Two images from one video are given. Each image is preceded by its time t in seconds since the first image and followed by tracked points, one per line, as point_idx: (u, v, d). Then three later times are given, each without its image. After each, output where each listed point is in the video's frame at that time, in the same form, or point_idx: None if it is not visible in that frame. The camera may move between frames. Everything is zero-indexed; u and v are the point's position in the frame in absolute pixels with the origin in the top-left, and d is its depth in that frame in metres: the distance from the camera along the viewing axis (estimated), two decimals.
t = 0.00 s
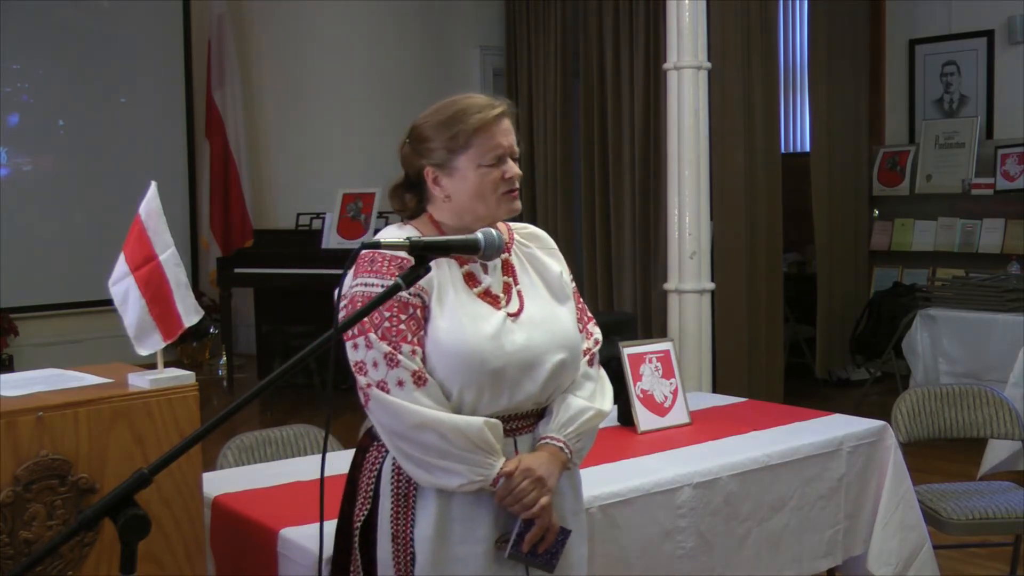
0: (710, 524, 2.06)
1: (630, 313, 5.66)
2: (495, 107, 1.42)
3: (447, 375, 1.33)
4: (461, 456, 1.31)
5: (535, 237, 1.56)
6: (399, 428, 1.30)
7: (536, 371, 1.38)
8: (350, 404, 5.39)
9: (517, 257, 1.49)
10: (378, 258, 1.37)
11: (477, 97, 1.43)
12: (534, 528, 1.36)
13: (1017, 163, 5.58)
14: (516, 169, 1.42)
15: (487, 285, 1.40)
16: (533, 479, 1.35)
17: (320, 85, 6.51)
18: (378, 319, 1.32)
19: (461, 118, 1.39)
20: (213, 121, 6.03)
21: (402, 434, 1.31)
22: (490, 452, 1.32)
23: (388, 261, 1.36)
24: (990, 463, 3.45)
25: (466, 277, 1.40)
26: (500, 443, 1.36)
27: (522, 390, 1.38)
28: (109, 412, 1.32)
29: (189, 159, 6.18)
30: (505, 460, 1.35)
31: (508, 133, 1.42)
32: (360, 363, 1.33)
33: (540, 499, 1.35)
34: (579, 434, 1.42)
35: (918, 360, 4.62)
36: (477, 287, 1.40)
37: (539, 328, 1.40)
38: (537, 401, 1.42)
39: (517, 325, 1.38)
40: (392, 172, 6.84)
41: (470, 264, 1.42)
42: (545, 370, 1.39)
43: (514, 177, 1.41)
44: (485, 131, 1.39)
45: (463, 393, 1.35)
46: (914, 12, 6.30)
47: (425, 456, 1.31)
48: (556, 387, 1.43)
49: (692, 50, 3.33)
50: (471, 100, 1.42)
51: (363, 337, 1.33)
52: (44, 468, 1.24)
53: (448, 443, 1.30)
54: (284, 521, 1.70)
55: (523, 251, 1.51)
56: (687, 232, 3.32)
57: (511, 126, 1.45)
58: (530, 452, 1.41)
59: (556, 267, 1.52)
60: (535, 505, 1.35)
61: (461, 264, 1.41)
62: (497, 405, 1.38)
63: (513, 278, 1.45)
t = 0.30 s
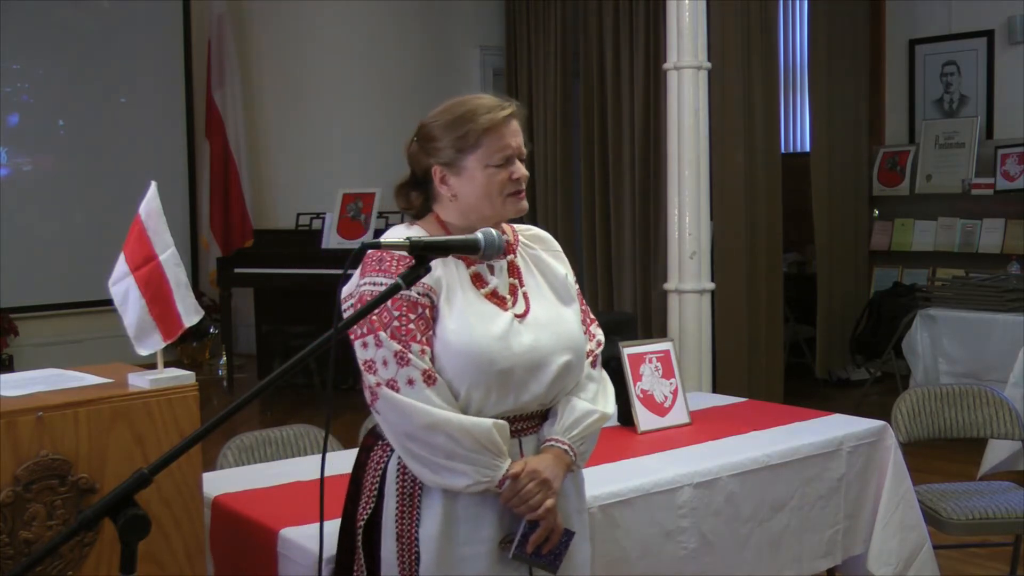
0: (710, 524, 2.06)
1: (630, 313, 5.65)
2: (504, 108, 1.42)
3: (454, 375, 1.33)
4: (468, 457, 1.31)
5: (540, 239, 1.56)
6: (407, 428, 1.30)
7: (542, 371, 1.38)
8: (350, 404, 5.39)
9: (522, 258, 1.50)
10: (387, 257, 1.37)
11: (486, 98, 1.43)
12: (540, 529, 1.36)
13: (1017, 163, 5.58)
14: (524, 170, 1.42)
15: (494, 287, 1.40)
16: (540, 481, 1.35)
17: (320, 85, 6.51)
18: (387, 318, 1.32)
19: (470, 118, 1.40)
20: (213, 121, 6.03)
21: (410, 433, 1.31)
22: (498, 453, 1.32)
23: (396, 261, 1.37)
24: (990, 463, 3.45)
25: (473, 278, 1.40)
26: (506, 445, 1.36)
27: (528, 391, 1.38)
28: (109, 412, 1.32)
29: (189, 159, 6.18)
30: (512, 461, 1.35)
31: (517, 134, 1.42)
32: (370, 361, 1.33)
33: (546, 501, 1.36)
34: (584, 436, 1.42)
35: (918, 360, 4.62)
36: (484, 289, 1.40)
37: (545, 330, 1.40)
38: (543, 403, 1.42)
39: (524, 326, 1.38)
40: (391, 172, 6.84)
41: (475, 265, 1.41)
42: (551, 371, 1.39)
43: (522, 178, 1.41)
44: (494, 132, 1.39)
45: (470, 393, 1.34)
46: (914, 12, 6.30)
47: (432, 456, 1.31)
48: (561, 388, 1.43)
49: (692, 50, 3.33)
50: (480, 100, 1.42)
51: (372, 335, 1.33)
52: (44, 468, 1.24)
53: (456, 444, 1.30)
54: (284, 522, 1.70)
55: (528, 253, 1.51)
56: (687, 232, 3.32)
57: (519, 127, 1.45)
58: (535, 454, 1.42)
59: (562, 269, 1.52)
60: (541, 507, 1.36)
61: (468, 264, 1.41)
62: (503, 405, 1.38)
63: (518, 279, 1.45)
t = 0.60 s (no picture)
0: (710, 525, 2.06)
1: (630, 313, 5.65)
2: (506, 108, 1.42)
3: (457, 373, 1.33)
4: (471, 456, 1.31)
5: (541, 239, 1.56)
6: (409, 426, 1.30)
7: (543, 371, 1.38)
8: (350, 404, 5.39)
9: (524, 258, 1.50)
10: (389, 257, 1.37)
11: (487, 98, 1.43)
12: (542, 529, 1.36)
13: (1017, 163, 5.59)
14: (524, 172, 1.43)
15: (495, 287, 1.40)
16: (541, 481, 1.35)
17: (320, 84, 6.51)
18: (389, 317, 1.33)
19: (471, 118, 1.39)
20: (213, 121, 6.03)
21: (413, 432, 1.31)
22: (500, 452, 1.32)
23: (398, 260, 1.36)
24: (990, 462, 3.45)
25: (474, 277, 1.40)
26: (509, 443, 1.36)
27: (530, 389, 1.38)
28: (109, 412, 1.32)
29: (189, 159, 6.18)
30: (514, 460, 1.35)
31: (518, 135, 1.43)
32: (372, 361, 1.34)
33: (548, 501, 1.36)
34: (586, 436, 1.42)
35: (918, 360, 4.62)
36: (485, 288, 1.40)
37: (547, 329, 1.40)
38: (545, 402, 1.42)
39: (525, 325, 1.38)
40: (391, 172, 6.84)
41: (477, 264, 1.41)
42: (553, 370, 1.39)
43: (521, 180, 1.41)
44: (495, 133, 1.39)
45: (472, 392, 1.34)
46: (913, 12, 6.30)
47: (435, 455, 1.31)
48: (563, 388, 1.43)
49: (692, 50, 3.33)
50: (481, 101, 1.42)
51: (374, 335, 1.33)
52: (44, 468, 1.24)
53: (459, 443, 1.30)
54: (284, 521, 1.70)
55: (529, 252, 1.51)
56: (687, 232, 3.32)
57: (520, 128, 1.45)
58: (537, 453, 1.42)
59: (563, 269, 1.52)
60: (543, 507, 1.35)
61: (469, 264, 1.41)
62: (504, 405, 1.38)
63: (520, 279, 1.45)
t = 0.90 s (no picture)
0: (710, 525, 2.06)
1: (630, 313, 5.65)
2: (510, 111, 1.42)
3: (458, 376, 1.34)
4: (472, 458, 1.31)
5: (542, 241, 1.56)
6: (411, 429, 1.31)
7: (545, 373, 1.38)
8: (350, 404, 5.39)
9: (526, 260, 1.50)
10: (390, 259, 1.37)
11: (492, 100, 1.43)
12: (544, 532, 1.35)
13: (1017, 163, 5.58)
14: (525, 175, 1.42)
15: (496, 289, 1.40)
16: (544, 484, 1.35)
17: (320, 84, 6.51)
18: (390, 320, 1.33)
19: (475, 120, 1.39)
20: (213, 121, 6.03)
21: (415, 435, 1.31)
22: (502, 455, 1.32)
23: (399, 262, 1.36)
24: (990, 462, 3.45)
25: (475, 280, 1.40)
26: (511, 446, 1.36)
27: (532, 391, 1.38)
28: (109, 412, 1.32)
29: (189, 159, 6.18)
30: (516, 463, 1.35)
31: (521, 139, 1.42)
32: (373, 363, 1.34)
33: (551, 503, 1.35)
34: (589, 438, 1.42)
35: (918, 360, 4.62)
36: (486, 291, 1.40)
37: (548, 331, 1.40)
38: (547, 404, 1.42)
39: (527, 327, 1.38)
40: (390, 171, 6.84)
41: (478, 267, 1.41)
42: (554, 372, 1.39)
43: (522, 184, 1.41)
44: (498, 135, 1.39)
45: (474, 394, 1.35)
46: (914, 12, 6.30)
47: (437, 458, 1.31)
48: (565, 390, 1.43)
49: (692, 50, 3.33)
50: (485, 102, 1.41)
51: (375, 337, 1.33)
52: (44, 468, 1.24)
53: (461, 445, 1.30)
54: (284, 522, 1.70)
55: (531, 254, 1.51)
56: (687, 232, 3.32)
57: (524, 132, 1.45)
58: (540, 455, 1.41)
59: (564, 271, 1.52)
60: (546, 509, 1.35)
61: (470, 266, 1.41)
62: (506, 407, 1.37)
63: (521, 282, 1.45)
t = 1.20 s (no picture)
0: (710, 525, 2.06)
1: (630, 313, 5.65)
2: (515, 114, 1.41)
3: (459, 378, 1.34)
4: (473, 461, 1.31)
5: (545, 242, 1.56)
6: (413, 432, 1.31)
7: (547, 375, 1.38)
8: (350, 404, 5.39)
9: (528, 263, 1.50)
10: (391, 261, 1.37)
11: (498, 102, 1.42)
12: (545, 536, 1.35)
13: (1017, 163, 5.58)
14: (529, 180, 1.42)
15: (498, 291, 1.40)
16: (546, 488, 1.35)
17: (319, 84, 6.51)
18: (391, 322, 1.33)
19: (479, 122, 1.39)
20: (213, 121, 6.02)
21: (416, 438, 1.31)
22: (503, 458, 1.33)
23: (400, 264, 1.36)
24: (990, 463, 3.45)
25: (476, 283, 1.40)
26: (512, 449, 1.36)
27: (534, 394, 1.38)
28: (109, 412, 1.31)
29: (189, 159, 6.18)
30: (517, 467, 1.35)
31: (525, 143, 1.42)
32: (374, 365, 1.34)
33: (552, 507, 1.35)
34: (591, 441, 1.42)
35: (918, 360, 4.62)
36: (487, 293, 1.40)
37: (550, 333, 1.40)
38: (549, 406, 1.42)
39: (528, 330, 1.38)
40: (390, 171, 6.83)
41: (480, 269, 1.41)
42: (556, 374, 1.38)
43: (525, 189, 1.41)
44: (502, 139, 1.39)
45: (475, 396, 1.35)
46: (913, 12, 6.31)
47: (438, 461, 1.32)
48: (567, 392, 1.43)
49: (692, 50, 3.33)
50: (491, 104, 1.41)
51: (376, 340, 1.33)
52: (44, 468, 1.24)
53: (461, 448, 1.30)
54: (284, 522, 1.70)
55: (533, 256, 1.51)
56: (687, 232, 3.32)
57: (529, 135, 1.44)
58: (542, 458, 1.42)
59: (566, 272, 1.52)
60: (547, 514, 1.35)
61: (472, 268, 1.41)
62: (508, 410, 1.37)
63: (523, 284, 1.45)
